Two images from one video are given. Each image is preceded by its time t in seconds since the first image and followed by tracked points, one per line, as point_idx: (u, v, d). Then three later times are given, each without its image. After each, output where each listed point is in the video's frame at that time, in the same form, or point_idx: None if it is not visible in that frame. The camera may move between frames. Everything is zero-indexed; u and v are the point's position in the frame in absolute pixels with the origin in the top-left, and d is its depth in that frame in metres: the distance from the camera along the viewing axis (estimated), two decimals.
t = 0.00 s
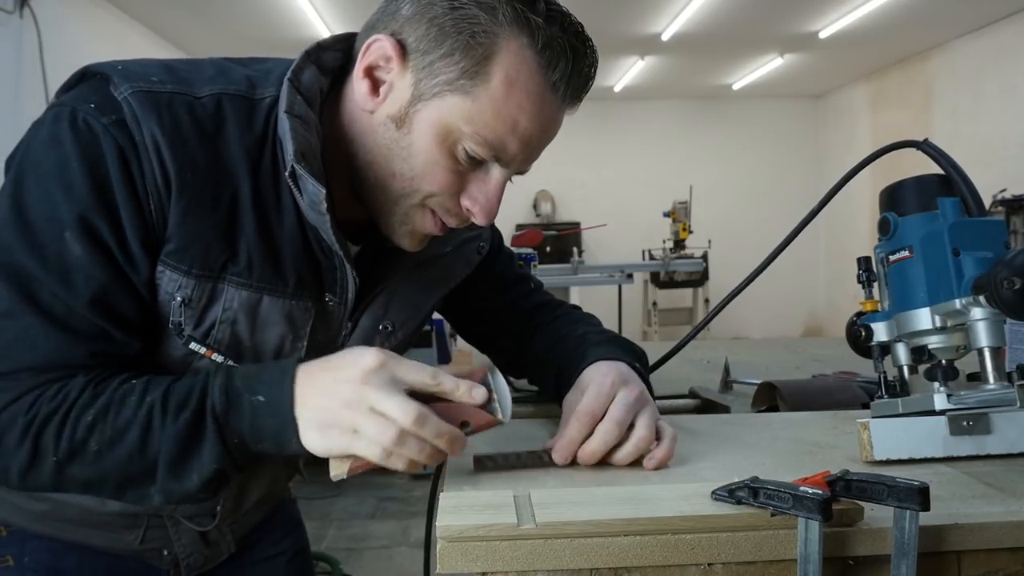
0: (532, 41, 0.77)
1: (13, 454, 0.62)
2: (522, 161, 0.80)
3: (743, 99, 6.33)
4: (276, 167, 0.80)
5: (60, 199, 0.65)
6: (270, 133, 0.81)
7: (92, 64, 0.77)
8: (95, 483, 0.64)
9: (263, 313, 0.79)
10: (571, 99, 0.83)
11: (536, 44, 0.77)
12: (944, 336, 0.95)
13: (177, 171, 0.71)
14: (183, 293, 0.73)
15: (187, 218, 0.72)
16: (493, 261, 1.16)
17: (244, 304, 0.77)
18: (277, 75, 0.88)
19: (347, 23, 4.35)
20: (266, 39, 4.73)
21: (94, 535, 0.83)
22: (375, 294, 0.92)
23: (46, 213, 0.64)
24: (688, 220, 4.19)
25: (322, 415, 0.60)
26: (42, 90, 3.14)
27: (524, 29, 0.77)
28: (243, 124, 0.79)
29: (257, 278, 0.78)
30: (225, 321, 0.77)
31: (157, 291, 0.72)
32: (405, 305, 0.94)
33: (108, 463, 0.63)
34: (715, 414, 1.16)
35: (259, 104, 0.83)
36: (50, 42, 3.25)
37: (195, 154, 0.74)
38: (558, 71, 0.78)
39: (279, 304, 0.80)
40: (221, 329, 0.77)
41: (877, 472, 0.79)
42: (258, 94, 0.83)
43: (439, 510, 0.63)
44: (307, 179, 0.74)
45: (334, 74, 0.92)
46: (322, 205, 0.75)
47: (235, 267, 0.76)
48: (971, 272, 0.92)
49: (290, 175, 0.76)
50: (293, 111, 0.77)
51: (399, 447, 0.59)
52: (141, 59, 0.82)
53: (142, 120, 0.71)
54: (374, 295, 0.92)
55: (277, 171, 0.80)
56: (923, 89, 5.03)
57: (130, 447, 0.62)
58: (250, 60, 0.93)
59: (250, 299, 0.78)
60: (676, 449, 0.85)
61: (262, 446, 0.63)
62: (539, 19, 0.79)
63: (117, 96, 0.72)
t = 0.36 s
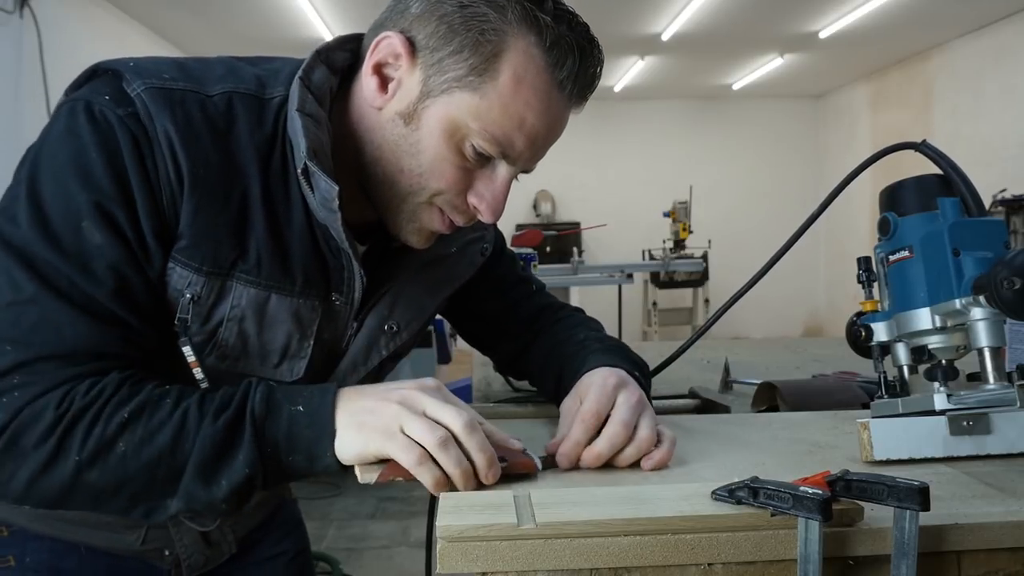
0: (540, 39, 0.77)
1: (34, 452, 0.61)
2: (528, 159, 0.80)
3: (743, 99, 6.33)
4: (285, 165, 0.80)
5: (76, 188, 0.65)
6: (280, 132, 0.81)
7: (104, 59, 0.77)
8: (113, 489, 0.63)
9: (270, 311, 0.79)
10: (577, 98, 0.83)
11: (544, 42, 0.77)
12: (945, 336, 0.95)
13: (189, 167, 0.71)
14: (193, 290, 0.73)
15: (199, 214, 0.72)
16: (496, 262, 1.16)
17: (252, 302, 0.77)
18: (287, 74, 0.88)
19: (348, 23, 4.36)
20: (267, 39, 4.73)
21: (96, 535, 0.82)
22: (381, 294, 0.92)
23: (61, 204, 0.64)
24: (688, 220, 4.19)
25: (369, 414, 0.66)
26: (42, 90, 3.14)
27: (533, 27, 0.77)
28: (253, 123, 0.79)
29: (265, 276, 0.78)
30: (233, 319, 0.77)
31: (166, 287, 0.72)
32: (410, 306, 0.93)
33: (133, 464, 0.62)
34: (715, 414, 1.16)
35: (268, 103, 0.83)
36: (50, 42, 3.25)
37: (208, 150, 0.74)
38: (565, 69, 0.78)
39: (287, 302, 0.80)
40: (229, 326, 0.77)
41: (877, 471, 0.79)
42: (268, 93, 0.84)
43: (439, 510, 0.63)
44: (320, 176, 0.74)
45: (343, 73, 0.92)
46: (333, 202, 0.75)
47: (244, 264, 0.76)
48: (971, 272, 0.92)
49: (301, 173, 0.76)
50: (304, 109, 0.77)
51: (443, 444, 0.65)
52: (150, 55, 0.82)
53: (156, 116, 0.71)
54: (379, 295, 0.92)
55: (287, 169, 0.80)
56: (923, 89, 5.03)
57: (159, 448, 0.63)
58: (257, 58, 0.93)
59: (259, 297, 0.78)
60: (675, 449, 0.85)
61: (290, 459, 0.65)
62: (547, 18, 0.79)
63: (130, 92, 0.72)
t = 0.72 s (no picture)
0: (544, 38, 0.77)
1: (20, 450, 0.61)
2: (530, 159, 0.80)
3: (743, 99, 6.33)
4: (286, 163, 0.81)
5: (72, 187, 0.65)
6: (281, 130, 0.81)
7: (103, 57, 0.76)
8: (100, 486, 0.63)
9: (271, 310, 0.79)
10: (580, 97, 0.83)
11: (548, 41, 0.77)
12: (944, 336, 0.95)
13: (188, 166, 0.71)
14: (192, 289, 0.73)
15: (197, 213, 0.72)
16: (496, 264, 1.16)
17: (252, 301, 0.77)
18: (288, 73, 0.88)
19: (347, 23, 4.36)
20: (266, 39, 4.73)
21: (96, 536, 0.83)
22: (382, 294, 0.92)
23: (56, 203, 0.64)
24: (688, 220, 4.19)
25: (357, 409, 0.65)
26: (42, 90, 3.14)
27: (537, 26, 0.77)
28: (254, 121, 0.79)
29: (265, 276, 0.78)
30: (233, 319, 0.77)
31: (165, 286, 0.72)
32: (411, 307, 0.94)
33: (118, 460, 0.62)
34: (715, 414, 1.16)
35: (270, 102, 0.83)
36: (50, 42, 3.25)
37: (207, 148, 0.74)
38: (569, 69, 0.78)
39: (287, 302, 0.80)
40: (229, 326, 0.77)
41: (877, 471, 0.79)
42: (269, 91, 0.84)
43: (438, 510, 0.63)
44: (321, 175, 0.74)
45: (345, 71, 0.92)
46: (334, 201, 0.75)
47: (244, 263, 0.76)
48: (971, 272, 0.92)
49: (302, 172, 0.76)
50: (306, 108, 0.77)
51: (433, 438, 0.64)
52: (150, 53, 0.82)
53: (155, 115, 0.71)
54: (380, 295, 0.92)
55: (287, 168, 0.81)
56: (923, 89, 5.03)
57: (144, 445, 0.62)
58: (259, 57, 0.93)
59: (259, 297, 0.78)
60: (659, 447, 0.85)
61: (275, 453, 0.64)
62: (552, 16, 0.79)
63: (129, 90, 0.72)
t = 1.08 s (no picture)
0: (545, 36, 0.77)
1: (47, 454, 0.61)
2: (529, 157, 0.80)
3: (742, 99, 6.32)
4: (286, 160, 0.81)
5: (78, 184, 0.64)
6: (281, 128, 0.81)
7: (101, 55, 0.76)
8: (127, 488, 0.62)
9: (271, 308, 0.79)
10: (579, 96, 0.84)
11: (548, 40, 0.77)
12: (944, 336, 0.95)
13: (190, 162, 0.71)
14: (193, 286, 0.73)
15: (199, 210, 0.72)
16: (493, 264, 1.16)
17: (252, 299, 0.77)
18: (287, 70, 0.88)
19: (347, 23, 4.36)
20: (266, 39, 4.73)
21: (94, 537, 0.83)
22: (381, 291, 0.92)
23: (63, 200, 0.64)
24: (688, 220, 4.19)
25: (383, 407, 0.66)
26: (42, 90, 3.14)
27: (538, 25, 0.77)
28: (253, 118, 0.79)
29: (266, 273, 0.77)
30: (233, 316, 0.77)
31: (167, 283, 0.72)
32: (410, 304, 0.94)
33: (148, 461, 0.62)
34: (715, 413, 1.16)
35: (269, 99, 0.83)
36: (50, 42, 3.25)
37: (208, 145, 0.74)
38: (569, 68, 0.79)
39: (288, 299, 0.80)
40: (230, 323, 0.77)
41: (877, 472, 0.79)
42: (268, 88, 0.84)
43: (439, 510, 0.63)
44: (321, 171, 0.74)
45: (343, 69, 0.92)
46: (335, 197, 0.75)
47: (245, 260, 0.76)
48: (971, 272, 0.92)
49: (303, 168, 0.76)
50: (305, 104, 0.77)
51: (457, 436, 0.65)
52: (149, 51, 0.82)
53: (156, 112, 0.71)
54: (380, 292, 0.92)
55: (287, 165, 0.81)
56: (923, 89, 5.03)
57: (174, 444, 0.62)
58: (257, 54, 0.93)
59: (260, 294, 0.78)
60: (661, 450, 0.85)
61: (304, 453, 0.65)
62: (552, 15, 0.79)
63: (129, 87, 0.72)
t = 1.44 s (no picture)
0: (554, 37, 0.78)
1: (53, 451, 0.61)
2: (536, 155, 0.81)
3: (743, 99, 6.32)
4: (291, 158, 0.81)
5: (86, 180, 0.64)
6: (285, 125, 0.81)
7: (105, 51, 0.76)
8: (134, 486, 0.62)
9: (277, 305, 0.79)
10: (585, 96, 0.84)
11: (557, 40, 0.78)
12: (944, 336, 0.95)
13: (197, 159, 0.71)
14: (200, 283, 0.73)
15: (205, 207, 0.72)
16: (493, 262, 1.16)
17: (259, 296, 0.77)
18: (291, 67, 0.88)
19: (347, 23, 4.36)
20: (266, 39, 4.73)
21: (93, 540, 0.82)
22: (384, 289, 0.92)
23: (70, 196, 0.64)
24: (688, 220, 4.19)
25: (385, 403, 0.67)
26: (42, 90, 3.14)
27: (547, 26, 0.78)
28: (258, 115, 0.79)
29: (273, 270, 0.78)
30: (239, 314, 0.77)
31: (173, 279, 0.72)
32: (413, 302, 0.94)
33: (156, 458, 0.62)
34: (715, 414, 1.16)
35: (273, 96, 0.82)
36: (49, 42, 3.25)
37: (214, 143, 0.73)
38: (577, 68, 0.79)
39: (293, 297, 0.80)
40: (236, 321, 0.77)
41: (877, 472, 0.79)
42: (272, 86, 0.83)
43: (439, 510, 0.63)
44: (328, 168, 0.74)
45: (348, 66, 0.92)
46: (342, 194, 0.75)
47: (251, 258, 0.76)
48: (971, 272, 0.92)
49: (310, 165, 0.76)
50: (312, 102, 0.77)
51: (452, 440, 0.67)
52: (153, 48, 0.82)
53: (162, 108, 0.71)
54: (383, 289, 0.92)
55: (293, 162, 0.81)
56: (923, 89, 5.03)
57: (184, 441, 0.63)
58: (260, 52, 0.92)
59: (266, 292, 0.78)
60: (663, 451, 0.86)
61: (311, 450, 0.66)
62: (561, 16, 0.80)
63: (134, 84, 0.72)
